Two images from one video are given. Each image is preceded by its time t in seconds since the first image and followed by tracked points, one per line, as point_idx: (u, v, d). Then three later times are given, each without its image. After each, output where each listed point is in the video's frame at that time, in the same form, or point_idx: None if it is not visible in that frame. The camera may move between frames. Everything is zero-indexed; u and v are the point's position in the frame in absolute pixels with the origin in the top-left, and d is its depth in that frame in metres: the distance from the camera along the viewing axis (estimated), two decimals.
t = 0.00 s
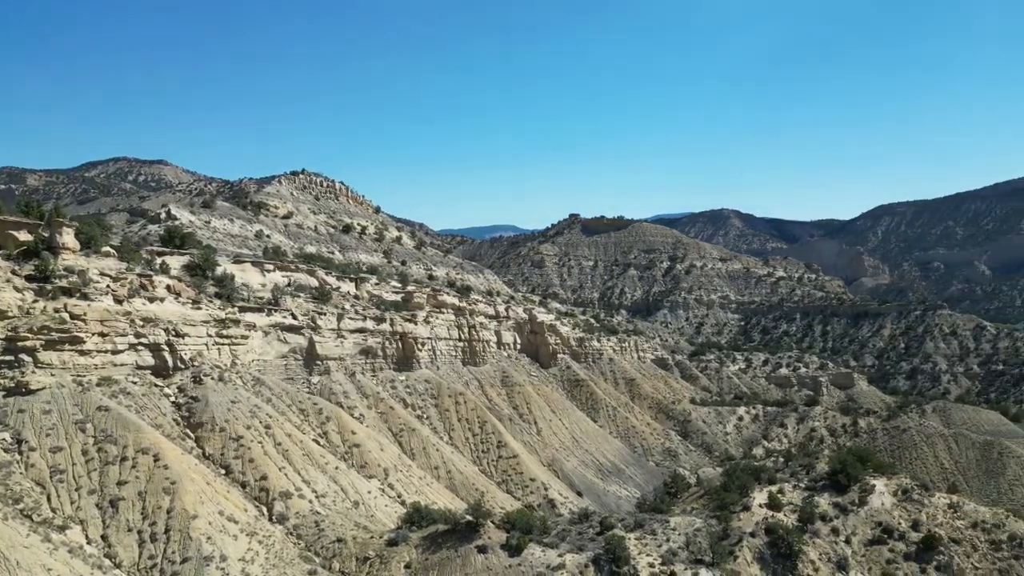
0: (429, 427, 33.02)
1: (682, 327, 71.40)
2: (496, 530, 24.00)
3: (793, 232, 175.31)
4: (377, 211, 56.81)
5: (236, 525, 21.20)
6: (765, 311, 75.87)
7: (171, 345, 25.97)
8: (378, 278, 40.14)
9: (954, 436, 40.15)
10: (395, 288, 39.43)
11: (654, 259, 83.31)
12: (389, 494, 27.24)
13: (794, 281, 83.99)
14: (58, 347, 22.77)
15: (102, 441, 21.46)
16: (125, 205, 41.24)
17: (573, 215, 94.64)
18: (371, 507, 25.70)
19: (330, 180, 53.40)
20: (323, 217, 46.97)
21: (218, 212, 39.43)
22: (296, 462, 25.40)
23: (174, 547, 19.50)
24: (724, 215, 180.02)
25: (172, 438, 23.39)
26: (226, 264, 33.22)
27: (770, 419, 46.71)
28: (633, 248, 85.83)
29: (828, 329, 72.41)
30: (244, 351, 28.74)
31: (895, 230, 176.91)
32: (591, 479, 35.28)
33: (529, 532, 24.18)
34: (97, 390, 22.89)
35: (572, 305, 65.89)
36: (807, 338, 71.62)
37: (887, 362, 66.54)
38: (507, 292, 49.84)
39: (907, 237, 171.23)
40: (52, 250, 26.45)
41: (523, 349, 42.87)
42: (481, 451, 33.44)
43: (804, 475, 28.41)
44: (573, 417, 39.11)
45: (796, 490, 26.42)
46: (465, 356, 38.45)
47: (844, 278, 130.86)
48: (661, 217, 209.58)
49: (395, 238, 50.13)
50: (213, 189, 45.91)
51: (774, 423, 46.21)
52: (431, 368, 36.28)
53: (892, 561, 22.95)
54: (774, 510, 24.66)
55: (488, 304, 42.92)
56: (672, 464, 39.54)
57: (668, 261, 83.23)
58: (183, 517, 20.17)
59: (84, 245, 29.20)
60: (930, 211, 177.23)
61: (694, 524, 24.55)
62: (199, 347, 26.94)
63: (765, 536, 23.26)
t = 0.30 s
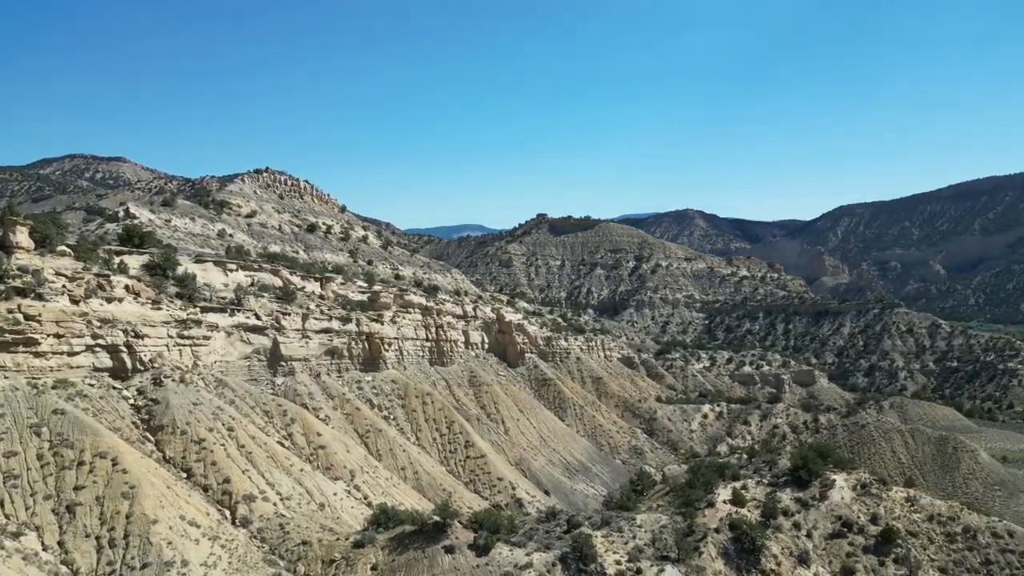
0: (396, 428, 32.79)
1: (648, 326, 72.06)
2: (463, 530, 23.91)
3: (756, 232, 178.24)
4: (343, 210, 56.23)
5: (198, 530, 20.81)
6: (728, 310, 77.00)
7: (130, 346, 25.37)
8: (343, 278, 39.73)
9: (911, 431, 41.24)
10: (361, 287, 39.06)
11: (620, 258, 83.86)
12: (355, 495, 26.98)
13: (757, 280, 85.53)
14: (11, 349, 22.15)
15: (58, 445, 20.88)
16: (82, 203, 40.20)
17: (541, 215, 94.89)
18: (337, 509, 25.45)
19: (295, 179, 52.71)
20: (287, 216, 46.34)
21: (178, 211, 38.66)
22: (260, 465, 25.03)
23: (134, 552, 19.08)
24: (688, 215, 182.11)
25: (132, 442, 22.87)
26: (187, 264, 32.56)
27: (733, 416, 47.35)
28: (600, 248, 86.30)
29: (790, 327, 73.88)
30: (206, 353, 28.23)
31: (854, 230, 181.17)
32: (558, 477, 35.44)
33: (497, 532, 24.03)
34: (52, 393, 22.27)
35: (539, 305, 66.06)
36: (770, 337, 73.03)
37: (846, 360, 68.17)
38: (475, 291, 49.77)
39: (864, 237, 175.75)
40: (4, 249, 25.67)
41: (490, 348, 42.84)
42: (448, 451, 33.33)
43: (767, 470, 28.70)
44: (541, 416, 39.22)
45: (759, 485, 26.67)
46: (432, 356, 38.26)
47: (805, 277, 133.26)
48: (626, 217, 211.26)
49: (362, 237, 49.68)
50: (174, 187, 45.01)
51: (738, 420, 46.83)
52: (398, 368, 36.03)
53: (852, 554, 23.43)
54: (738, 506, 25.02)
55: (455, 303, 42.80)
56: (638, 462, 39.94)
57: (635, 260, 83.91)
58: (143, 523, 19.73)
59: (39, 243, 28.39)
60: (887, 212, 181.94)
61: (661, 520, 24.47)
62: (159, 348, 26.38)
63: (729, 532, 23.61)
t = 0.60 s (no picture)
0: (362, 429, 32.50)
1: (614, 325, 72.55)
2: (430, 530, 23.74)
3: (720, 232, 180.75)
4: (307, 209, 55.52)
5: (158, 535, 20.37)
6: (693, 309, 77.94)
7: (87, 348, 24.72)
8: (308, 277, 39.26)
9: (869, 427, 42.17)
10: (326, 287, 38.61)
11: (587, 258, 84.27)
12: (320, 498, 26.67)
13: (721, 280, 86.82)
14: None
15: (12, 450, 20.24)
16: (36, 201, 39.07)
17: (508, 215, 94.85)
18: (302, 511, 25.14)
19: (258, 177, 51.90)
20: (250, 215, 45.61)
21: (137, 209, 37.80)
22: (223, 468, 24.59)
23: (92, 559, 18.60)
24: (654, 215, 183.85)
25: (89, 446, 22.29)
26: (146, 263, 31.84)
27: (699, 413, 47.75)
28: (567, 247, 86.57)
29: (753, 326, 75.14)
30: (167, 354, 27.63)
31: (815, 231, 184.78)
32: (526, 476, 35.50)
33: (464, 532, 23.80)
34: (5, 397, 21.58)
35: (506, 305, 66.09)
36: (733, 335, 74.17)
37: (808, 357, 69.53)
38: (442, 291, 49.56)
39: (825, 237, 179.51)
40: None
41: (457, 348, 42.69)
42: (415, 452, 33.14)
43: (731, 466, 28.89)
44: (508, 416, 39.23)
45: (724, 482, 26.90)
46: (399, 357, 38.02)
47: (768, 277, 135.48)
48: (593, 217, 212.54)
49: (327, 236, 49.12)
50: (132, 185, 43.98)
51: (702, 417, 47.34)
52: (364, 369, 35.73)
53: (813, 548, 23.84)
54: (702, 503, 25.24)
55: (422, 303, 42.55)
56: (605, 460, 40.21)
57: (601, 260, 84.38)
58: (101, 528, 19.25)
59: None
60: (846, 213, 185.90)
61: (627, 518, 24.61)
62: (118, 350, 25.75)
63: (693, 528, 23.86)
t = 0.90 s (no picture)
0: (327, 430, 32.14)
1: (581, 324, 72.92)
2: (396, 532, 23.08)
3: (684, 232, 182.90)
4: (271, 208, 54.70)
5: (116, 541, 19.90)
6: (658, 308, 78.71)
7: (41, 350, 24.04)
8: (272, 277, 38.69)
9: (829, 423, 43.26)
10: (290, 287, 38.08)
11: (554, 257, 84.49)
12: (284, 500, 26.29)
13: (686, 279, 87.95)
14: None
15: None
16: None
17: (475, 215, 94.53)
18: (265, 514, 24.75)
19: (220, 175, 50.98)
20: (212, 213, 44.78)
21: (94, 207, 36.85)
22: (184, 471, 24.10)
23: (47, 566, 18.10)
24: (619, 215, 185.07)
25: (44, 450, 21.66)
26: (103, 263, 31.05)
27: (664, 411, 48.26)
28: (534, 247, 86.67)
29: (717, 325, 76.28)
30: (125, 355, 26.99)
31: (776, 231, 188.00)
32: (493, 476, 35.50)
33: (431, 533, 23.34)
34: None
35: (475, 305, 65.53)
36: (698, 333, 75.19)
37: (770, 355, 70.99)
38: (409, 291, 49.25)
39: (786, 237, 182.73)
40: None
41: (424, 348, 42.45)
42: (381, 452, 32.89)
43: (695, 463, 28.86)
44: (476, 416, 39.14)
45: (688, 479, 26.82)
46: (365, 357, 37.69)
47: (732, 276, 137.49)
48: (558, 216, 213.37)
49: (291, 235, 48.46)
50: (89, 183, 42.86)
51: (667, 415, 47.85)
52: (329, 369, 35.33)
53: (775, 543, 24.15)
54: (667, 499, 25.19)
55: (388, 303, 42.22)
56: (572, 458, 40.40)
57: (568, 259, 84.68)
58: (57, 534, 18.72)
59: None
60: (806, 213, 189.49)
61: (593, 516, 23.98)
62: (73, 351, 25.08)
63: (659, 525, 23.80)
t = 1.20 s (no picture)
0: (290, 432, 31.71)
1: (548, 323, 73.08)
2: (362, 533, 22.62)
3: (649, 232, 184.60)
4: (233, 206, 53.78)
5: (72, 547, 19.40)
6: (624, 307, 79.28)
7: None
8: (234, 277, 38.01)
9: (790, 420, 44.57)
10: (253, 286, 37.44)
11: (521, 257, 84.47)
12: (247, 504, 25.84)
13: (651, 279, 88.84)
14: None
15: None
16: None
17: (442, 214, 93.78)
18: (227, 518, 24.29)
19: (180, 172, 49.95)
20: (171, 212, 43.85)
21: (48, 205, 35.81)
22: (143, 475, 23.56)
23: None
24: (585, 215, 185.84)
25: None
26: (58, 262, 30.17)
27: (630, 409, 48.62)
28: (500, 246, 86.53)
29: (681, 324, 77.25)
30: (81, 357, 26.29)
31: (739, 231, 190.96)
32: (460, 476, 35.43)
33: (397, 534, 23.00)
34: None
35: (442, 305, 64.73)
36: (663, 332, 76.02)
37: (733, 353, 72.60)
38: (375, 290, 48.83)
39: (749, 237, 185.87)
40: None
41: (390, 348, 42.12)
42: (347, 454, 32.55)
43: (660, 460, 28.75)
44: (443, 415, 39.02)
45: (653, 476, 26.68)
46: (330, 358, 37.27)
47: (696, 275, 139.16)
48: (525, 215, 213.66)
49: (253, 234, 47.67)
50: (42, 180, 41.64)
51: (632, 413, 48.16)
52: (293, 370, 34.84)
53: (738, 538, 24.20)
54: (633, 497, 24.98)
55: (354, 303, 41.79)
56: (539, 457, 40.50)
57: (534, 259, 84.77)
58: (9, 542, 18.17)
59: None
60: (768, 213, 192.71)
61: (560, 515, 23.71)
62: (26, 354, 24.35)
63: (625, 522, 23.63)
